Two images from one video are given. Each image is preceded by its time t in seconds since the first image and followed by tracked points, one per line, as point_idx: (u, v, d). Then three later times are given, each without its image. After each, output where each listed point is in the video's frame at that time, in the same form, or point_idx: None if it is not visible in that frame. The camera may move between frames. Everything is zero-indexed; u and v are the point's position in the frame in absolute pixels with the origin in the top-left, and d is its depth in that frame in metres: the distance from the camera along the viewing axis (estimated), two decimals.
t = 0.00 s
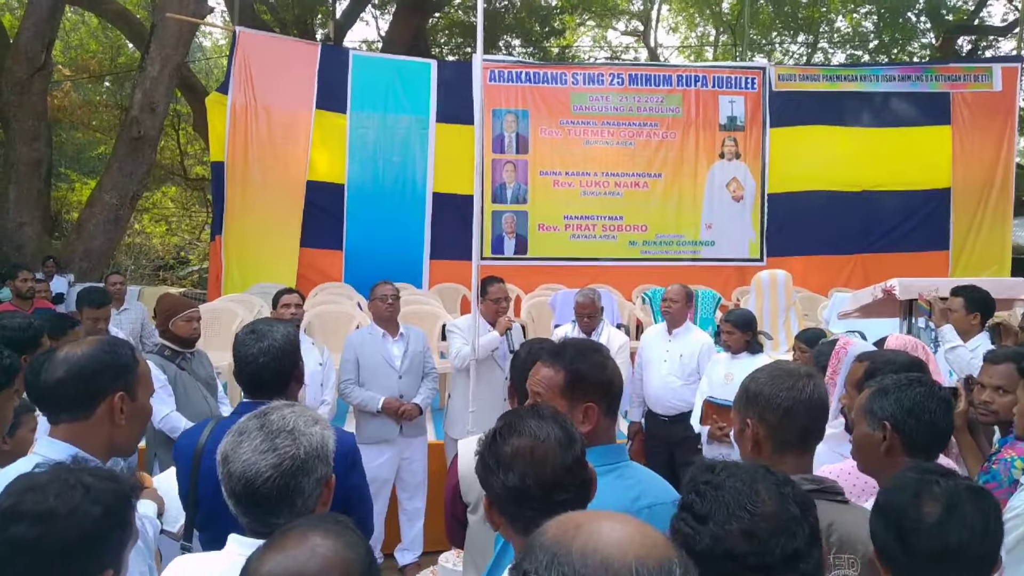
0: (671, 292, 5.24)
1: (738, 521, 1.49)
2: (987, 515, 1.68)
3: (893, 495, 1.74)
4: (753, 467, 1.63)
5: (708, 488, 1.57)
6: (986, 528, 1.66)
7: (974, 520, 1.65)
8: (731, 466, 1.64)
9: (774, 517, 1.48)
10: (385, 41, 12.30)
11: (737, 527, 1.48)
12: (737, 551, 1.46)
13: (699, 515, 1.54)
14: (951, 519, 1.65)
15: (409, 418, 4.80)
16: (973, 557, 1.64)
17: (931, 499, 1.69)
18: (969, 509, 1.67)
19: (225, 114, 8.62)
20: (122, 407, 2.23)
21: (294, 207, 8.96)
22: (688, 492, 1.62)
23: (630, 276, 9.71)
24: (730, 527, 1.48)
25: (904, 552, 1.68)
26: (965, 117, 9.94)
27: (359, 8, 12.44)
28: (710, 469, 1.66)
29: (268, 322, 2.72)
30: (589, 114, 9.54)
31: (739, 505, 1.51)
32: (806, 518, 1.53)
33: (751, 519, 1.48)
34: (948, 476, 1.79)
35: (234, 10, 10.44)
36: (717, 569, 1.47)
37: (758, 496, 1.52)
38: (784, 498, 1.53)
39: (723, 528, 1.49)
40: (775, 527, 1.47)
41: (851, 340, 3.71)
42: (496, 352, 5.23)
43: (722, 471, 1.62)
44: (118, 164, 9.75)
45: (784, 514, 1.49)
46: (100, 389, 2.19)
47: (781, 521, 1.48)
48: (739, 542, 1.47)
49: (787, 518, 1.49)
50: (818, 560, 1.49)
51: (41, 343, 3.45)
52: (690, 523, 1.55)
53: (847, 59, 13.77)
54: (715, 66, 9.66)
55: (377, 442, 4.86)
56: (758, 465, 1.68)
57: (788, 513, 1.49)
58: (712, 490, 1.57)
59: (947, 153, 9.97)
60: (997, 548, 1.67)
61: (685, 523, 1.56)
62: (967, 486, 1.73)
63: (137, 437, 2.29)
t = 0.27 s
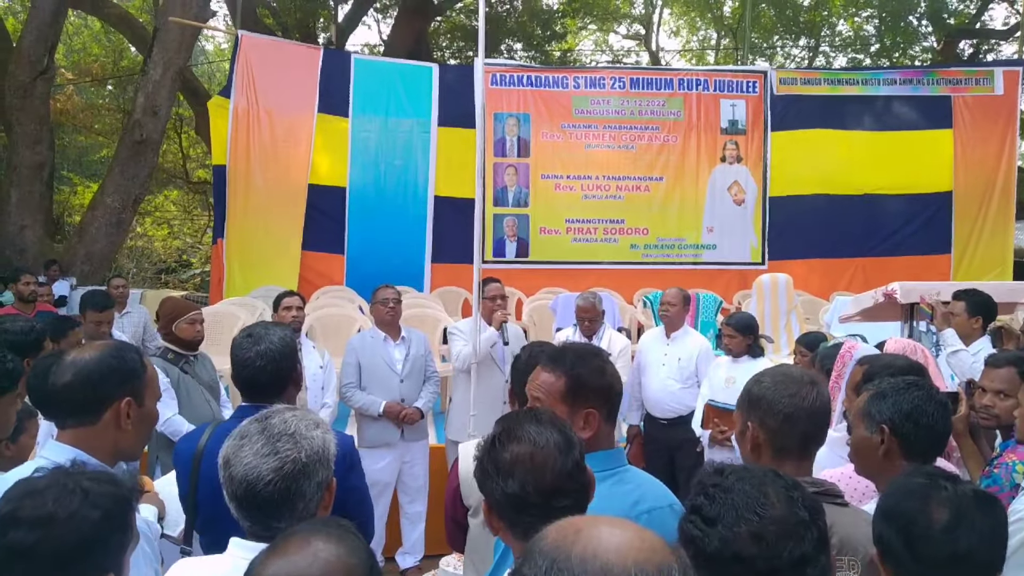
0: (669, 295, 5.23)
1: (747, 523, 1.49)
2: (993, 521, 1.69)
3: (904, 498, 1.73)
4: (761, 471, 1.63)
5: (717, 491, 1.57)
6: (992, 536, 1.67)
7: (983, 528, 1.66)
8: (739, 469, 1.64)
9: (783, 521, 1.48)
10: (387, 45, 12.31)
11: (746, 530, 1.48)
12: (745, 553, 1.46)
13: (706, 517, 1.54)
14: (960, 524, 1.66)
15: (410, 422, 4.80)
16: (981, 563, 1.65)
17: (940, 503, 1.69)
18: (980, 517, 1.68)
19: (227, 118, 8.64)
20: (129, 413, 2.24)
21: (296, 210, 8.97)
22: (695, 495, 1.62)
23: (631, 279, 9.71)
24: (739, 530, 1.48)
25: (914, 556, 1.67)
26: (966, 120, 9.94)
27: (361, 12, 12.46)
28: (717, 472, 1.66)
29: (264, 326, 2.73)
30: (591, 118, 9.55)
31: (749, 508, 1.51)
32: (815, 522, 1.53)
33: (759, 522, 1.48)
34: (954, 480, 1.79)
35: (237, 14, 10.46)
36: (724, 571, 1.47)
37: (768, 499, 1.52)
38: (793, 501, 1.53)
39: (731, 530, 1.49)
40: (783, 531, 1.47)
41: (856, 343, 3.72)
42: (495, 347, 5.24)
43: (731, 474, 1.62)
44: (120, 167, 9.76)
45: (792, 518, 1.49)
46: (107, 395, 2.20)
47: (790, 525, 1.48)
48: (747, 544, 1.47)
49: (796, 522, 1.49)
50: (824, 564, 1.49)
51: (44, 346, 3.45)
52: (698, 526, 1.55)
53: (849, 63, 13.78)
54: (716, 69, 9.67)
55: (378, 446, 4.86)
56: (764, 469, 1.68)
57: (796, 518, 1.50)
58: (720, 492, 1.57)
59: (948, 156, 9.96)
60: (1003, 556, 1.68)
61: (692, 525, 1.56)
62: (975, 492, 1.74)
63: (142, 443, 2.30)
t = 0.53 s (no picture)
0: (669, 296, 5.25)
1: (748, 523, 1.49)
2: (997, 521, 1.70)
3: (909, 497, 1.74)
4: (760, 471, 1.64)
5: (717, 491, 1.58)
6: (996, 535, 1.68)
7: (986, 529, 1.67)
8: (739, 470, 1.65)
9: (783, 521, 1.49)
10: (387, 45, 12.32)
11: (746, 530, 1.48)
12: (746, 553, 1.47)
13: (707, 518, 1.55)
14: (965, 525, 1.67)
15: (411, 422, 4.80)
16: (985, 563, 1.66)
17: (950, 504, 1.70)
18: (987, 518, 1.69)
19: (228, 118, 8.64)
20: (134, 415, 2.24)
21: (296, 211, 8.98)
22: (696, 496, 1.63)
23: (631, 279, 9.72)
24: (739, 530, 1.49)
25: (923, 556, 1.67)
26: (966, 121, 9.94)
27: (361, 12, 12.46)
28: (717, 473, 1.66)
29: (265, 326, 2.74)
30: (591, 118, 9.56)
31: (749, 508, 1.51)
32: (815, 522, 1.53)
33: (760, 522, 1.49)
34: (960, 480, 1.80)
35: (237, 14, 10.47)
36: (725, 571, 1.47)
37: (768, 499, 1.52)
38: (792, 501, 1.54)
39: (731, 530, 1.49)
40: (783, 531, 1.48)
41: (857, 344, 3.71)
42: (494, 346, 5.25)
43: (731, 474, 1.63)
44: (120, 167, 9.77)
45: (793, 518, 1.50)
46: (112, 396, 2.20)
47: (790, 524, 1.49)
48: (748, 544, 1.47)
49: (796, 522, 1.50)
50: (825, 564, 1.50)
51: (45, 347, 3.46)
52: (698, 526, 1.55)
53: (848, 63, 13.79)
54: (716, 70, 9.68)
55: (378, 446, 4.86)
56: (765, 470, 1.69)
57: (796, 518, 1.50)
58: (720, 493, 1.57)
59: (948, 157, 9.97)
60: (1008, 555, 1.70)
61: (693, 526, 1.57)
62: (978, 492, 1.75)
63: (146, 445, 2.30)
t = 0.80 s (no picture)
0: (669, 294, 5.24)
1: (745, 523, 1.50)
2: (1004, 518, 1.70)
3: (917, 496, 1.74)
4: (755, 470, 1.64)
5: (713, 491, 1.58)
6: (1004, 532, 1.68)
7: (992, 527, 1.67)
8: (733, 469, 1.65)
9: (779, 519, 1.49)
10: (387, 42, 12.31)
11: (744, 529, 1.49)
12: (744, 552, 1.47)
13: (704, 519, 1.55)
14: (974, 523, 1.67)
15: (411, 421, 4.81)
16: (993, 561, 1.66)
17: (958, 502, 1.70)
18: (995, 515, 1.69)
19: (227, 116, 8.64)
20: (137, 414, 2.25)
21: (297, 209, 8.99)
22: (692, 496, 1.63)
23: (631, 277, 9.72)
24: (737, 530, 1.49)
25: (933, 556, 1.68)
26: (967, 118, 9.93)
27: (362, 10, 12.45)
28: (713, 473, 1.67)
29: (266, 326, 2.74)
30: (591, 116, 9.55)
31: (746, 508, 1.52)
32: (812, 520, 1.53)
33: (758, 521, 1.49)
34: (966, 477, 1.80)
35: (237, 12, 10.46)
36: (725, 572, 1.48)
37: (763, 498, 1.53)
38: (787, 500, 1.54)
39: (729, 530, 1.50)
40: (780, 529, 1.48)
41: (857, 343, 3.72)
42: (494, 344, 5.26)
43: (726, 474, 1.63)
44: (121, 165, 9.77)
45: (788, 516, 1.51)
46: (116, 396, 2.21)
47: (784, 522, 1.49)
48: (746, 543, 1.48)
49: (792, 520, 1.50)
50: (822, 562, 1.50)
51: (46, 345, 3.46)
52: (696, 527, 1.55)
53: (849, 60, 13.78)
54: (716, 67, 9.67)
55: (379, 445, 4.87)
56: (761, 468, 1.69)
57: (792, 515, 1.51)
58: (716, 493, 1.57)
59: (949, 155, 9.96)
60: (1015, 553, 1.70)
61: (690, 527, 1.57)
62: (984, 488, 1.76)
63: (148, 444, 2.31)
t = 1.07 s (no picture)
0: (674, 294, 5.24)
1: (746, 521, 1.50)
2: (1013, 519, 1.71)
3: (926, 497, 1.74)
4: (755, 469, 1.64)
5: (715, 490, 1.58)
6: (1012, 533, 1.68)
7: (1000, 528, 1.67)
8: (734, 468, 1.65)
9: (780, 517, 1.50)
10: (388, 43, 12.31)
11: (746, 527, 1.49)
12: (745, 550, 1.47)
13: (706, 517, 1.55)
14: (983, 523, 1.67)
15: (413, 421, 4.81)
16: (1000, 562, 1.66)
17: (968, 503, 1.70)
18: (1003, 516, 1.69)
19: (229, 116, 8.65)
20: (142, 414, 2.25)
21: (298, 209, 9.00)
22: (693, 495, 1.63)
23: (632, 278, 9.72)
24: (739, 527, 1.49)
25: (945, 555, 1.67)
26: (968, 119, 9.94)
27: (363, 10, 12.46)
28: (714, 471, 1.67)
29: (270, 326, 2.75)
30: (592, 117, 9.56)
31: (747, 505, 1.52)
32: (813, 518, 1.54)
33: (759, 519, 1.50)
34: (974, 478, 1.80)
35: (238, 13, 10.47)
36: (727, 569, 1.48)
37: (764, 496, 1.53)
38: (788, 497, 1.54)
39: (731, 528, 1.50)
40: (781, 526, 1.49)
41: (857, 343, 3.72)
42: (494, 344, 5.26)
43: (726, 472, 1.63)
44: (122, 166, 9.78)
45: (789, 513, 1.51)
46: (120, 396, 2.21)
47: (785, 520, 1.49)
48: (747, 541, 1.48)
49: (792, 517, 1.50)
50: (822, 559, 1.51)
51: (47, 345, 3.46)
52: (698, 524, 1.55)
53: (850, 61, 13.78)
54: (718, 68, 9.67)
55: (381, 445, 4.87)
56: (761, 467, 1.69)
57: (792, 512, 1.51)
58: (718, 491, 1.57)
59: (950, 155, 9.96)
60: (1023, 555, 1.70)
61: (691, 524, 1.57)
62: (992, 488, 1.76)
63: (153, 444, 2.31)
